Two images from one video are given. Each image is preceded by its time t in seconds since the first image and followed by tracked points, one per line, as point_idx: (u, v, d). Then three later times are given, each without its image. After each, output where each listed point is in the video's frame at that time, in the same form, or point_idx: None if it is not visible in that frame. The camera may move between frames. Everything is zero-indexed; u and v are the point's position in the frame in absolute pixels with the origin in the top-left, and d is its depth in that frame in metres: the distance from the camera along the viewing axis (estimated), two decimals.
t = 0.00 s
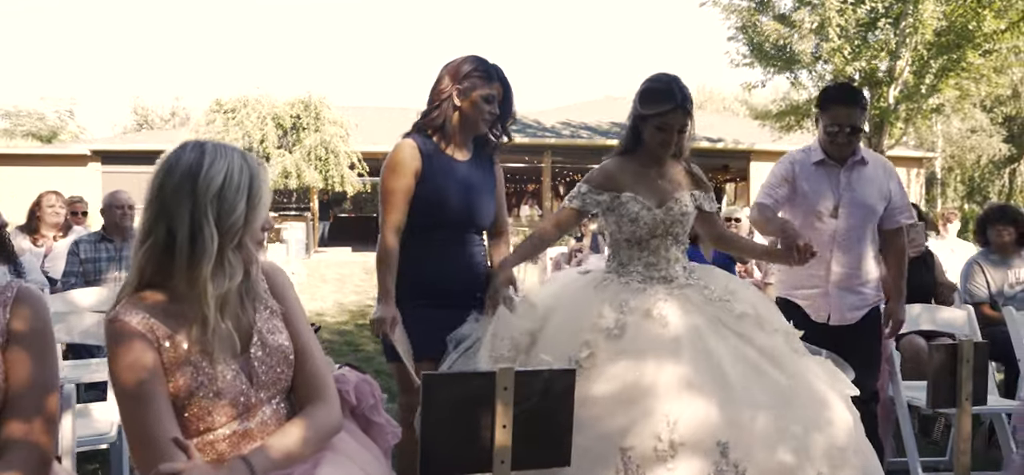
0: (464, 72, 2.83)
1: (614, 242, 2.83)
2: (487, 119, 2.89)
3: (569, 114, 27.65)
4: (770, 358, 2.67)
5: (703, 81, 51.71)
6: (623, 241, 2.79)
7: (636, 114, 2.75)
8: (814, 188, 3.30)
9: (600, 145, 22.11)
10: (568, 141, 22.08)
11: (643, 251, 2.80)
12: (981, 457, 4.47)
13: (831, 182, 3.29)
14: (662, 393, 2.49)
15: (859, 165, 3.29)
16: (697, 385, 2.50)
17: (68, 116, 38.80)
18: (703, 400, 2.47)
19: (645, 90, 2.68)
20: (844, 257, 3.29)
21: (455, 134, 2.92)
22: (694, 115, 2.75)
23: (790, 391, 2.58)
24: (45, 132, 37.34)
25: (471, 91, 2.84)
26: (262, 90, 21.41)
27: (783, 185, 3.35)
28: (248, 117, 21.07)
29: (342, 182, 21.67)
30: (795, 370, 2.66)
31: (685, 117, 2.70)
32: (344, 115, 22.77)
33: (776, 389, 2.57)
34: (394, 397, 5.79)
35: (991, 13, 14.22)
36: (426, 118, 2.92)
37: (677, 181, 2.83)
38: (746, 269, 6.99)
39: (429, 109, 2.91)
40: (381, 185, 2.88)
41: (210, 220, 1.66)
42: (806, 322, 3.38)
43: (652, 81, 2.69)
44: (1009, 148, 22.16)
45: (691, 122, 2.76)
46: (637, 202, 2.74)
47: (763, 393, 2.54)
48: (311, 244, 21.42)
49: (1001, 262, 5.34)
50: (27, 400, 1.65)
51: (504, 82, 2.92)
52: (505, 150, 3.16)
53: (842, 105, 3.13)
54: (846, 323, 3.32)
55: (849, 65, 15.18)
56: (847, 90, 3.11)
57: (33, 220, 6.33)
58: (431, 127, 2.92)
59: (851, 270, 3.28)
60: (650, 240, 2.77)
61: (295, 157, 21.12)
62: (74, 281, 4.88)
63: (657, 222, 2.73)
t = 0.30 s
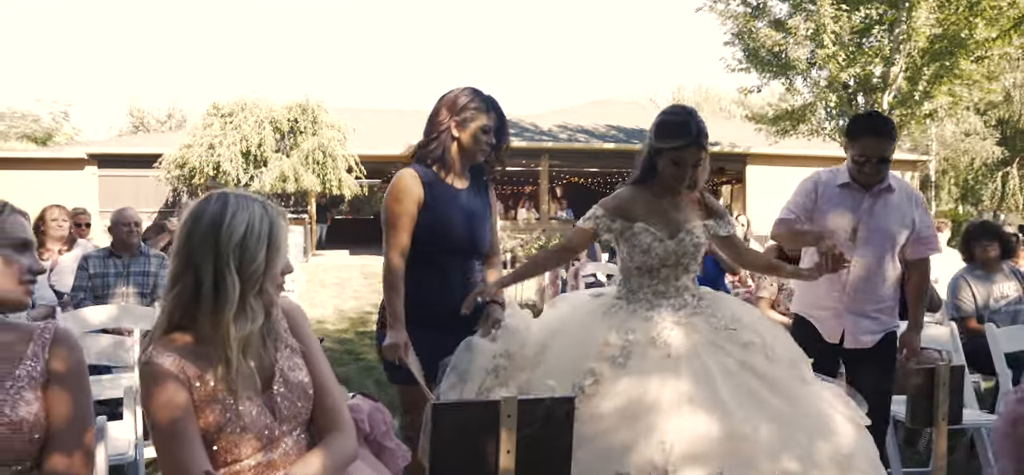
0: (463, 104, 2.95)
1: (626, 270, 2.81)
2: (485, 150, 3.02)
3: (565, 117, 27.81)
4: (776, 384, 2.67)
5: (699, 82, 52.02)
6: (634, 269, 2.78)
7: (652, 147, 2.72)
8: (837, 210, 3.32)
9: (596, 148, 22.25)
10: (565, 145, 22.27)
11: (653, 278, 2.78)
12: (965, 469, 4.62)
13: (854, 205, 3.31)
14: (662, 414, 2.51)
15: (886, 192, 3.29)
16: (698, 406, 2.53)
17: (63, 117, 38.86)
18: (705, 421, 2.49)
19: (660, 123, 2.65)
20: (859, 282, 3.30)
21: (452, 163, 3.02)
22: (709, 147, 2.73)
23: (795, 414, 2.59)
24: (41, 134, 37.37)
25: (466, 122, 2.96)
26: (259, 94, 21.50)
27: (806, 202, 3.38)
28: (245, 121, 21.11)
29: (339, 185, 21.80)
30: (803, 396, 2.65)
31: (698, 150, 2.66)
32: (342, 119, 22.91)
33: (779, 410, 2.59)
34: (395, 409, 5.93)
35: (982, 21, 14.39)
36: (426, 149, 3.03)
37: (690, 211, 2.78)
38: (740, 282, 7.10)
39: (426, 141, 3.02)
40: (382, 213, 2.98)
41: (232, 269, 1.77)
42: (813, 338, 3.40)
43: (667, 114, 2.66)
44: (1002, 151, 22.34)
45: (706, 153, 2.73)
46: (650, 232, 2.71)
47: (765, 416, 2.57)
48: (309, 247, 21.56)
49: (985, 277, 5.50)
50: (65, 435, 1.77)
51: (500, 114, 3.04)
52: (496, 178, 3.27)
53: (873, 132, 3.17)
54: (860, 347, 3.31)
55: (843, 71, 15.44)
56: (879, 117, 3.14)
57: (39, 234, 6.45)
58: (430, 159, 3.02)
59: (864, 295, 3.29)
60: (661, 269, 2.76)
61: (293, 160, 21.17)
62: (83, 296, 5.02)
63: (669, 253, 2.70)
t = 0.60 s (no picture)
0: (502, 140, 3.03)
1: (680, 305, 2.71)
2: (518, 185, 3.09)
3: (565, 119, 27.88)
4: (825, 420, 2.63)
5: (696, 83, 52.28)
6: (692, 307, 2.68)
7: (708, 188, 2.65)
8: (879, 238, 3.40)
9: (596, 152, 22.30)
10: (565, 149, 22.36)
11: (706, 316, 2.70)
12: None
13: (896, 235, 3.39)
14: (711, 447, 2.48)
15: (930, 226, 3.36)
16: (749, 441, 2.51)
17: (62, 114, 38.86)
18: (752, 455, 2.47)
19: (717, 165, 2.58)
20: (895, 310, 3.35)
21: (488, 197, 3.08)
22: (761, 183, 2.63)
23: (843, 449, 2.56)
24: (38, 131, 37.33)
25: (504, 158, 3.03)
26: (260, 95, 21.42)
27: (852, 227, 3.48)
28: (246, 122, 20.94)
29: (340, 187, 21.82)
30: (851, 436, 2.60)
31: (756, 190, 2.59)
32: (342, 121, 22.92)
33: (828, 446, 2.56)
34: (414, 423, 6.00)
35: (983, 33, 14.25)
36: (462, 183, 3.06)
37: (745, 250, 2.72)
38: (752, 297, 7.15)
39: (461, 176, 3.07)
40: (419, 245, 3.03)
41: (308, 325, 1.82)
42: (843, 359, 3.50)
43: (725, 155, 2.58)
44: (999, 158, 22.42)
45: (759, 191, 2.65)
46: (706, 272, 2.62)
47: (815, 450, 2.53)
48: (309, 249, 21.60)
49: (995, 298, 5.58)
50: None
51: (535, 148, 3.11)
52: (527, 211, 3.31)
53: (923, 168, 3.21)
54: (892, 374, 3.37)
55: (845, 80, 15.61)
56: (930, 153, 3.19)
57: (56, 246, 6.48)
58: (466, 193, 3.05)
59: (899, 322, 3.34)
60: (715, 308, 2.68)
61: (294, 162, 21.18)
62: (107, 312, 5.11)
63: (727, 292, 2.64)
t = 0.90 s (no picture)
0: (514, 177, 3.04)
1: (700, 340, 2.83)
2: (525, 221, 3.11)
3: (537, 129, 27.99)
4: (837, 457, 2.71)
5: (664, 92, 52.71)
6: (708, 341, 2.80)
7: (739, 226, 2.73)
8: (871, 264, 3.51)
9: (568, 162, 22.38)
10: (538, 159, 22.50)
11: (723, 350, 2.80)
12: None
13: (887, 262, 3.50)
14: None
15: (919, 250, 3.46)
16: None
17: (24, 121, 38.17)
18: None
19: (750, 204, 2.67)
20: (893, 333, 3.45)
21: (498, 232, 3.10)
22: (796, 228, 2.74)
23: None
24: None
25: (513, 196, 3.05)
26: (231, 103, 21.23)
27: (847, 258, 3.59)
28: (218, 131, 20.72)
29: (312, 197, 21.69)
30: None
31: (788, 230, 2.68)
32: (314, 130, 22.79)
33: None
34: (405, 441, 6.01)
35: (947, 49, 14.72)
36: (472, 218, 3.07)
37: (767, 287, 2.82)
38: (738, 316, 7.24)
39: (468, 211, 3.08)
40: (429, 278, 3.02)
41: (357, 375, 1.86)
42: (845, 384, 3.60)
43: (759, 196, 2.68)
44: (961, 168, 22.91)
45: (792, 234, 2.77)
46: (729, 307, 2.71)
47: None
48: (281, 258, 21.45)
49: (971, 315, 5.74)
50: None
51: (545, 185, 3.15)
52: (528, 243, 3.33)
53: (906, 197, 3.32)
54: (897, 392, 3.45)
55: (815, 93, 15.83)
56: (914, 183, 3.29)
57: (38, 267, 6.36)
58: (477, 228, 3.06)
59: (898, 344, 3.44)
60: (735, 342, 2.78)
61: (265, 171, 20.98)
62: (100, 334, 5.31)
63: (745, 329, 2.74)
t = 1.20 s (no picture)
0: (495, 186, 3.12)
1: (672, 344, 2.93)
2: (507, 230, 3.17)
3: (490, 131, 28.06)
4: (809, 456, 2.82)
5: (615, 94, 53.18)
6: (682, 346, 2.91)
7: (714, 233, 2.84)
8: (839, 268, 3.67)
9: (522, 164, 22.48)
10: (491, 161, 22.60)
11: (698, 356, 2.92)
12: None
13: (854, 265, 3.66)
14: None
15: (885, 252, 3.62)
16: None
17: None
18: None
19: (725, 209, 2.79)
20: (863, 334, 3.60)
21: (480, 240, 3.16)
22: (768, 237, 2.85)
23: None
24: None
25: (495, 205, 3.12)
26: (181, 104, 20.89)
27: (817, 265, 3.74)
28: (167, 132, 20.37)
29: (265, 199, 21.44)
30: None
31: (761, 236, 2.80)
32: (266, 131, 22.53)
33: None
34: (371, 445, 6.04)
35: (888, 57, 15.30)
36: (454, 228, 3.14)
37: (739, 293, 2.95)
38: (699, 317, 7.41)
39: (452, 220, 3.15)
40: (412, 284, 3.07)
41: (362, 381, 1.91)
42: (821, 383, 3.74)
43: (735, 202, 2.79)
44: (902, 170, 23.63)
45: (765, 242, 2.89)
46: (703, 312, 2.83)
47: None
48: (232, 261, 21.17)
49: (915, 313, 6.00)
50: None
51: (527, 196, 3.23)
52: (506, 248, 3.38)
53: (869, 203, 3.49)
54: (867, 391, 3.61)
55: (765, 98, 16.14)
56: (874, 190, 3.46)
57: None
58: (457, 237, 3.12)
59: (869, 344, 3.60)
60: (709, 348, 2.89)
61: (217, 173, 20.65)
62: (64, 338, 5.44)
63: (718, 336, 2.86)
